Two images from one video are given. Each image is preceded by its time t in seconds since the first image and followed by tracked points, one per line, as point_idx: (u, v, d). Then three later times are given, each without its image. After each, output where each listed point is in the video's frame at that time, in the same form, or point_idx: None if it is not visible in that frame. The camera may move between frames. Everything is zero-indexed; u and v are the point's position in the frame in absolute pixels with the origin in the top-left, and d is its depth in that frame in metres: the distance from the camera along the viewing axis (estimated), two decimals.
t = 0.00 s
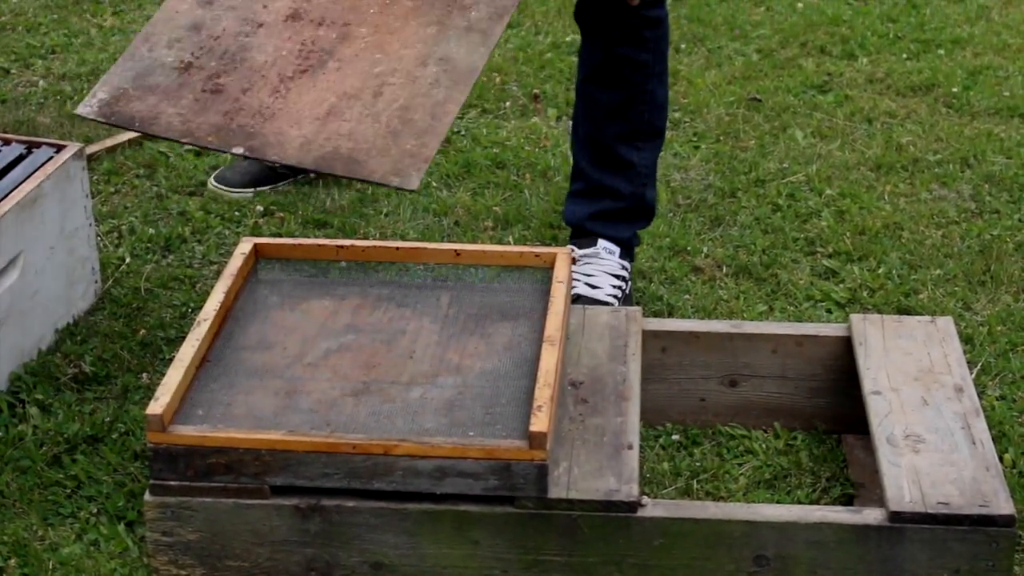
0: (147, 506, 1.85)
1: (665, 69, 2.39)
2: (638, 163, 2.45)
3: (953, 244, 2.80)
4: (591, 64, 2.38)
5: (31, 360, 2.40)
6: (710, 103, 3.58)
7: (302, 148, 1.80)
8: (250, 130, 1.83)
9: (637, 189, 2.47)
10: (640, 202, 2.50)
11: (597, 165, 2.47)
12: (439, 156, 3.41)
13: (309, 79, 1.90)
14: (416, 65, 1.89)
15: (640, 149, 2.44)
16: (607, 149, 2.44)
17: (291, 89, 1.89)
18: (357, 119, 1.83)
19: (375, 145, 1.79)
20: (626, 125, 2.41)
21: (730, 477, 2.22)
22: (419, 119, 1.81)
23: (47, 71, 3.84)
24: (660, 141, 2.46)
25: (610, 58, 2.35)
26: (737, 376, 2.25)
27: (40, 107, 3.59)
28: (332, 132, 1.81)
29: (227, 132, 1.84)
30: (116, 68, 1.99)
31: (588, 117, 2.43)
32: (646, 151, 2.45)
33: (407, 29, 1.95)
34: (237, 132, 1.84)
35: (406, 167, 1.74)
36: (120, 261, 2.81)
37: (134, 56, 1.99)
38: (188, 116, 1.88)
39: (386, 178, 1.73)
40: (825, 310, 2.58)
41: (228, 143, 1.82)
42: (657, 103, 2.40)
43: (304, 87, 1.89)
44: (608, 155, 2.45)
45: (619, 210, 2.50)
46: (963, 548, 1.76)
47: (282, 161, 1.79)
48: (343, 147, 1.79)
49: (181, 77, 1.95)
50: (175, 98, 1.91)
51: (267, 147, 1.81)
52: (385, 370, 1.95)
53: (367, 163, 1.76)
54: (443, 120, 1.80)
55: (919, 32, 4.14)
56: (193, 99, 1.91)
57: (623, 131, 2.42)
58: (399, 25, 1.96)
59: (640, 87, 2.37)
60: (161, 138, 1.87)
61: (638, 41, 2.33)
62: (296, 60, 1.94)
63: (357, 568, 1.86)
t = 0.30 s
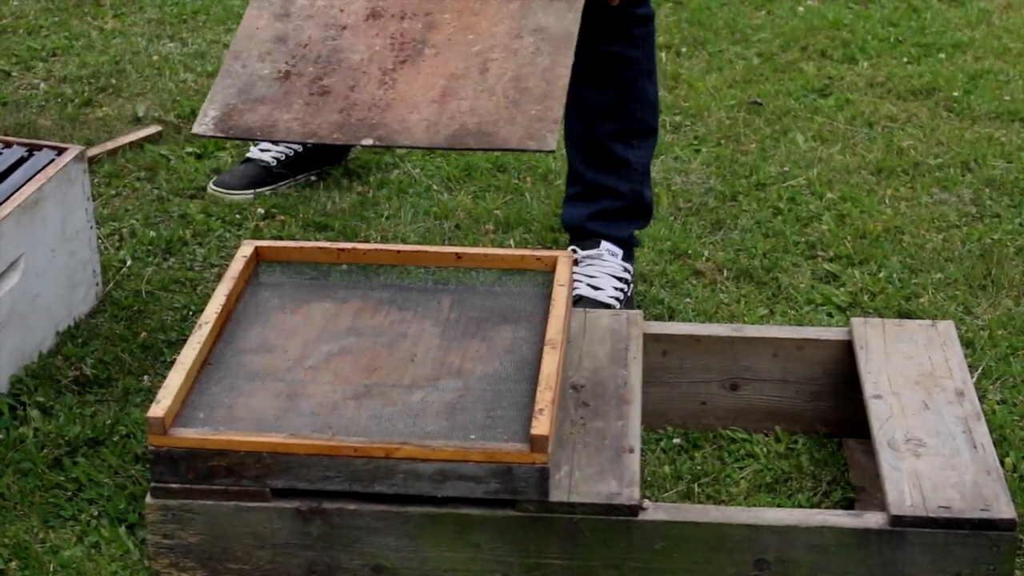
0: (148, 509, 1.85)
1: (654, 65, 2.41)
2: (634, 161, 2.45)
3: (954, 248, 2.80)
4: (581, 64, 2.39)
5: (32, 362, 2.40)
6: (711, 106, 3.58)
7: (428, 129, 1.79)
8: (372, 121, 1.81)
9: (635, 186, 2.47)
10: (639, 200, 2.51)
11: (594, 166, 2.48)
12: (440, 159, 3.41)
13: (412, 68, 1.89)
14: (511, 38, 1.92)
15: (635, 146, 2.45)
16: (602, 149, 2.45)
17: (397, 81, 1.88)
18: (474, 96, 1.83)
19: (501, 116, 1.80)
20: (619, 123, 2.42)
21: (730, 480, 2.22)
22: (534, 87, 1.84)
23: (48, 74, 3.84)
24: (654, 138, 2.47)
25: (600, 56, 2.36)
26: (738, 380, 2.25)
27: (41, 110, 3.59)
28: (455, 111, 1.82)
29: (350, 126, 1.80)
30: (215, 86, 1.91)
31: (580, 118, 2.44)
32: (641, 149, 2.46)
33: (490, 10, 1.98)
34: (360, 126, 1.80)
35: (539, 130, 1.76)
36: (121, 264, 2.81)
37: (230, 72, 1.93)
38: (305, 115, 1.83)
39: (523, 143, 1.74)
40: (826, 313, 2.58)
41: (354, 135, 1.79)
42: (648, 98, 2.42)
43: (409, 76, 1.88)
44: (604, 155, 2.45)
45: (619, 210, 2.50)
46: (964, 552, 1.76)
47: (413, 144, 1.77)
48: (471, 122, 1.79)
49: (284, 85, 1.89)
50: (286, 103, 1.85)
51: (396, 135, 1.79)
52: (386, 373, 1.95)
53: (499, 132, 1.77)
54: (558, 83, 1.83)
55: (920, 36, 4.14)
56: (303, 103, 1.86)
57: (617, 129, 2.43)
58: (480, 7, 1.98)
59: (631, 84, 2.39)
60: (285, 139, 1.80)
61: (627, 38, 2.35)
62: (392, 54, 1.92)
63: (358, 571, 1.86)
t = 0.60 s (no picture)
0: (152, 510, 1.85)
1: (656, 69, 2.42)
2: (638, 163, 2.45)
3: (957, 252, 2.80)
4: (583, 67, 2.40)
5: (35, 364, 2.40)
6: (715, 109, 3.59)
7: (485, 167, 1.82)
8: (429, 160, 1.83)
9: (639, 189, 2.47)
10: (642, 203, 2.51)
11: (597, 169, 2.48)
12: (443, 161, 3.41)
13: (462, 95, 1.89)
14: (556, 61, 1.91)
15: (639, 149, 2.45)
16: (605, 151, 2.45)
17: (450, 111, 1.88)
18: (525, 128, 1.85)
19: (552, 152, 1.82)
20: (622, 126, 2.43)
21: (734, 483, 2.22)
22: (582, 117, 1.85)
23: (52, 75, 3.84)
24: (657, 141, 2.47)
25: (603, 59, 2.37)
26: (741, 383, 2.25)
27: (44, 111, 3.59)
28: (507, 146, 1.83)
29: (409, 166, 1.83)
30: (273, 120, 1.89)
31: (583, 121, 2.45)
32: (644, 152, 2.46)
33: (532, 28, 1.95)
34: (418, 165, 1.83)
35: (590, 166, 1.79)
36: (125, 265, 2.82)
37: (287, 105, 1.90)
38: (365, 154, 1.84)
39: (576, 182, 1.78)
40: (829, 316, 2.59)
41: (415, 177, 1.82)
42: (651, 101, 2.43)
43: (460, 105, 1.88)
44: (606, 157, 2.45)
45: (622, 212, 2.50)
46: (968, 555, 1.77)
47: (470, 185, 1.81)
48: (525, 160, 1.82)
49: (341, 118, 1.88)
50: (346, 140, 1.86)
51: (453, 174, 1.82)
52: (390, 375, 1.95)
53: (552, 170, 1.80)
54: (606, 113, 1.84)
55: (923, 39, 4.14)
56: (362, 138, 1.86)
57: (619, 131, 2.43)
58: (522, 25, 1.95)
59: (634, 86, 2.40)
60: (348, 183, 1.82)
61: (630, 41, 2.36)
62: (441, 80, 1.91)
63: (362, 572, 1.87)
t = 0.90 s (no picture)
0: (154, 512, 1.85)
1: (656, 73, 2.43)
2: (638, 167, 2.46)
3: (958, 254, 2.80)
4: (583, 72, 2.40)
5: (37, 366, 2.41)
6: (715, 112, 3.59)
7: (455, 181, 1.83)
8: (401, 174, 1.84)
9: (639, 192, 2.48)
10: (642, 205, 2.51)
11: (597, 173, 2.48)
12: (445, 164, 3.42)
13: (435, 109, 1.91)
14: (526, 76, 1.93)
15: (638, 153, 2.46)
16: (605, 155, 2.45)
17: (422, 126, 1.89)
18: (495, 143, 1.86)
19: (519, 167, 1.83)
20: (622, 129, 2.43)
21: (734, 485, 2.22)
22: (550, 132, 1.86)
23: (53, 78, 3.85)
24: (656, 144, 2.48)
25: (603, 63, 2.37)
26: (742, 385, 2.26)
27: (46, 113, 3.60)
28: (478, 160, 1.84)
29: (381, 179, 1.84)
30: (252, 132, 1.91)
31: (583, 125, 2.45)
32: (644, 155, 2.47)
33: (503, 42, 1.97)
34: (390, 178, 1.84)
35: (556, 183, 1.81)
36: (126, 267, 2.82)
37: (265, 118, 1.91)
38: (338, 166, 1.86)
39: (543, 198, 1.79)
40: (830, 319, 2.59)
41: (386, 190, 1.83)
42: (650, 105, 2.43)
43: (432, 119, 1.90)
44: (606, 161, 2.46)
45: (623, 216, 2.50)
46: (967, 557, 1.77)
47: (441, 199, 1.82)
48: (494, 174, 1.83)
49: (318, 131, 1.90)
50: (321, 153, 1.87)
51: (423, 188, 1.83)
52: (391, 378, 1.96)
53: (520, 186, 1.81)
54: (574, 130, 1.86)
55: (924, 42, 4.15)
56: (337, 152, 1.87)
57: (620, 135, 2.43)
58: (494, 38, 1.98)
59: (635, 90, 2.40)
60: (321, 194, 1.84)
61: (630, 45, 2.36)
62: (415, 93, 1.92)
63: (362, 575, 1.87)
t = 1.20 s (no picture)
0: (153, 516, 1.86)
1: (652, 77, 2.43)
2: (636, 170, 2.46)
3: (956, 259, 2.81)
4: (580, 77, 2.40)
5: (37, 370, 2.41)
6: (714, 116, 3.60)
7: (420, 77, 2.21)
8: (359, 74, 2.24)
9: (637, 196, 2.48)
10: (641, 208, 2.52)
11: (595, 176, 2.48)
12: (444, 168, 3.42)
13: (387, 35, 2.31)
14: (479, 8, 2.33)
15: (635, 156, 2.46)
16: (603, 159, 2.46)
17: (376, 44, 2.29)
18: (455, 49, 2.25)
19: (485, 60, 2.20)
20: (619, 133, 2.43)
21: (733, 489, 2.22)
22: (510, 38, 2.23)
23: (53, 82, 3.85)
24: (653, 148, 2.49)
25: (600, 67, 2.37)
26: (740, 390, 2.26)
27: (46, 118, 3.61)
28: (439, 60, 2.24)
29: (340, 78, 2.24)
30: (202, 61, 2.34)
31: (581, 130, 2.45)
32: (641, 159, 2.47)
33: None
34: (349, 78, 2.24)
35: (524, 67, 2.13)
36: (126, 271, 2.83)
37: (212, 50, 2.36)
38: (296, 75, 2.27)
39: (513, 77, 2.11)
40: (828, 323, 2.59)
41: (347, 85, 2.23)
42: (648, 109, 2.43)
43: (388, 41, 2.30)
44: (604, 165, 2.46)
45: (621, 220, 2.50)
46: (965, 561, 1.78)
47: (404, 86, 2.20)
48: (457, 68, 2.21)
49: (267, 57, 2.33)
50: (274, 68, 2.30)
51: (385, 80, 2.22)
52: (389, 383, 1.96)
53: (485, 72, 2.16)
54: (531, 35, 2.22)
55: (922, 47, 4.15)
56: (293, 66, 2.29)
57: (617, 139, 2.44)
58: None
59: (631, 94, 2.40)
60: (279, 93, 2.25)
61: (626, 49, 2.36)
62: (366, 27, 2.33)
63: None
